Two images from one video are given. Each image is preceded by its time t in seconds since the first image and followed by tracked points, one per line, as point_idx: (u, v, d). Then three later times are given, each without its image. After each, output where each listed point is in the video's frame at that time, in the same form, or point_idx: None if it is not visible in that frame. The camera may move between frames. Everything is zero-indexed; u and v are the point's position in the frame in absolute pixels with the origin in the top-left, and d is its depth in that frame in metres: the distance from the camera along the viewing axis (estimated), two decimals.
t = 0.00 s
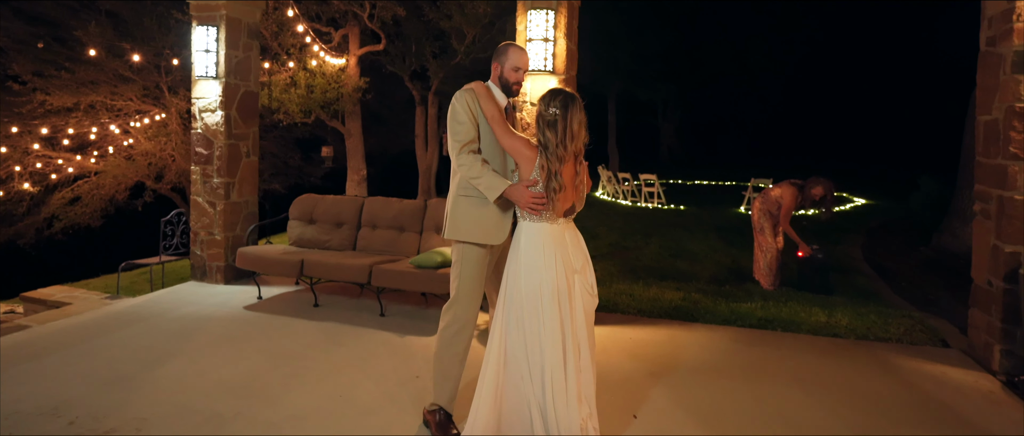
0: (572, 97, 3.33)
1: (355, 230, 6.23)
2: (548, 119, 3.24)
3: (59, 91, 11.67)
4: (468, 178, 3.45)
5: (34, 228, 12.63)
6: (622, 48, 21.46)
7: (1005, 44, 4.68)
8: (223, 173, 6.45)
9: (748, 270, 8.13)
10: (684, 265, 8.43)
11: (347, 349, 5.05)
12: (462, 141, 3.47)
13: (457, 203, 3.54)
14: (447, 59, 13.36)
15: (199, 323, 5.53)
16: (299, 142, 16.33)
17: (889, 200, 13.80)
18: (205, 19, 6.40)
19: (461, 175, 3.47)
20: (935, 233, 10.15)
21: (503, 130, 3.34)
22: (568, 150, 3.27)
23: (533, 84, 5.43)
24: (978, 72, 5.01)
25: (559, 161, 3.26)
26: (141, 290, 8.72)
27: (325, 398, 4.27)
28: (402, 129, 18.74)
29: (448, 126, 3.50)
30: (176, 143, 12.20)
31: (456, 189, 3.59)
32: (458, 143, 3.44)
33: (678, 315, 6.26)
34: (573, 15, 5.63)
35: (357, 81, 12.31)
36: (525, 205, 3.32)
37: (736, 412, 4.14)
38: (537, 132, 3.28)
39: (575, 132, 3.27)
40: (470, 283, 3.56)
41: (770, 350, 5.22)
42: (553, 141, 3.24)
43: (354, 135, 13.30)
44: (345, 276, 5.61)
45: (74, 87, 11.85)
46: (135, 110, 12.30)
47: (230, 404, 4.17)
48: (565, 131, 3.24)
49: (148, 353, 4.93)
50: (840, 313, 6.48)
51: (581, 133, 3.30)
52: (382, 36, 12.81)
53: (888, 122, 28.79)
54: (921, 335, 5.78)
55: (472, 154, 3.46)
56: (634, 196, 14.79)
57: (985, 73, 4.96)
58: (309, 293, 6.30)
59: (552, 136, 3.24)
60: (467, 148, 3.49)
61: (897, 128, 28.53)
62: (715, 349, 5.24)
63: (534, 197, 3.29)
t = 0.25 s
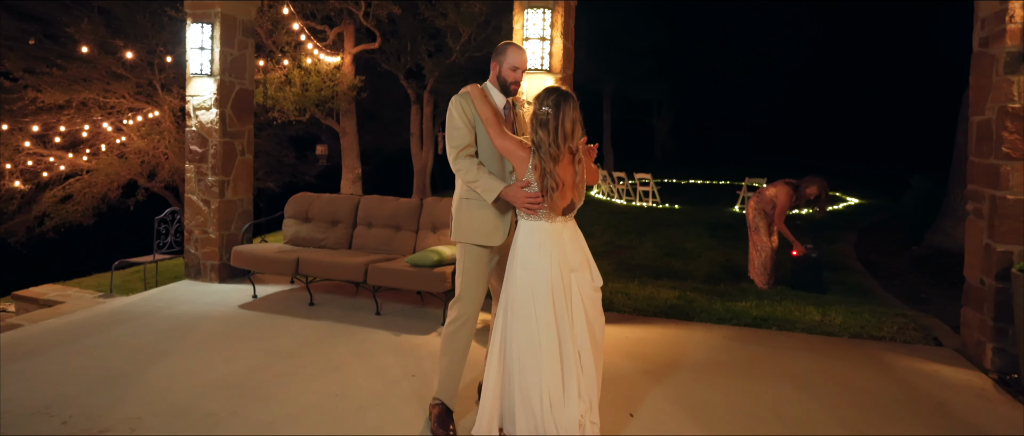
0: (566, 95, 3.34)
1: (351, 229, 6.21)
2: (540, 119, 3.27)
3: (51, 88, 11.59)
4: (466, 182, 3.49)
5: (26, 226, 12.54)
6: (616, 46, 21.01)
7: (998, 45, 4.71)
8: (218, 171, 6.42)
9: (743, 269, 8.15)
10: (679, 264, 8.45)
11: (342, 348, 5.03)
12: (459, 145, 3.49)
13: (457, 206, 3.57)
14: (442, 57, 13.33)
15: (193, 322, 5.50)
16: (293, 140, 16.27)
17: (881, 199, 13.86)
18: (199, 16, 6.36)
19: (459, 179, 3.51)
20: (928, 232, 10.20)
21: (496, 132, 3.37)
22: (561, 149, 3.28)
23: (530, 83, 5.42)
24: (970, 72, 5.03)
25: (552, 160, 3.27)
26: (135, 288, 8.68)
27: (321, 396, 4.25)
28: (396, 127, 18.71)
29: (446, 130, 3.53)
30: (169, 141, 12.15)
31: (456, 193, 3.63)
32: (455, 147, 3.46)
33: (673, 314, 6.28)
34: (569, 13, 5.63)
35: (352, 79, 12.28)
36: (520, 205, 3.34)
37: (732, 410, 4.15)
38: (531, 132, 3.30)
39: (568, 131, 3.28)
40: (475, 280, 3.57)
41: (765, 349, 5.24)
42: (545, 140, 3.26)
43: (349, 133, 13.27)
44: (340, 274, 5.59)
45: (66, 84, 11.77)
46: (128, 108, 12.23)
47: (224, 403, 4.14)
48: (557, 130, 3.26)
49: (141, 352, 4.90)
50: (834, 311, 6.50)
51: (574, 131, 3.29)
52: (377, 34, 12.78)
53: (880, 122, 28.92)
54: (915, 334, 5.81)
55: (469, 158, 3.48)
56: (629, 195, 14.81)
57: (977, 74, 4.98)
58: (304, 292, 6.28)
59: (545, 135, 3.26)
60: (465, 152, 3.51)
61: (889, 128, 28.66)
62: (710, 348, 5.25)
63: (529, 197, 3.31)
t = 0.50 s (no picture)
0: (557, 96, 3.35)
1: (347, 228, 6.20)
2: (530, 120, 3.31)
3: (44, 86, 11.50)
4: (459, 186, 3.66)
5: (18, 225, 12.47)
6: (612, 44, 21.23)
7: (992, 47, 4.72)
8: (213, 170, 6.40)
9: (738, 269, 8.18)
10: (675, 263, 8.46)
11: (338, 348, 5.02)
12: (451, 150, 3.65)
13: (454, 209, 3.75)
14: (438, 56, 13.30)
15: (188, 322, 5.48)
16: (288, 139, 16.21)
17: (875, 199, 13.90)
18: (195, 14, 6.33)
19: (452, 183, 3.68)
20: (922, 232, 10.24)
21: (486, 134, 3.44)
22: (550, 151, 3.31)
23: (527, 83, 5.43)
24: (964, 73, 5.05)
25: (539, 161, 3.30)
26: (130, 288, 8.64)
27: (318, 396, 4.24)
28: (391, 127, 18.68)
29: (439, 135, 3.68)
30: (163, 140, 12.13)
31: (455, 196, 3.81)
32: (446, 154, 3.62)
33: (669, 313, 6.29)
34: (567, 13, 5.63)
35: (348, 78, 12.24)
36: (510, 206, 3.40)
37: (727, 409, 4.17)
38: (521, 134, 3.34)
39: (557, 132, 3.30)
40: (472, 280, 3.71)
41: (761, 348, 5.25)
42: (534, 141, 3.29)
43: (344, 133, 13.23)
44: (337, 274, 5.58)
45: (59, 82, 11.67)
46: (122, 106, 12.20)
47: (220, 403, 4.13)
48: (546, 132, 3.29)
49: (137, 352, 4.88)
50: (829, 311, 6.53)
51: (563, 131, 3.31)
52: (373, 33, 12.75)
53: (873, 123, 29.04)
54: (909, 334, 5.83)
55: (461, 162, 3.63)
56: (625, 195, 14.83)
57: (971, 75, 5.00)
58: (301, 292, 6.26)
59: (533, 138, 3.29)
60: (457, 157, 3.67)
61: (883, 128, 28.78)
62: (706, 347, 5.26)
63: (516, 198, 3.37)
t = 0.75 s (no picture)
0: (550, 97, 3.34)
1: (346, 228, 6.19)
2: (521, 120, 3.29)
3: (41, 85, 11.46)
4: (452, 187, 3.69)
5: (15, 224, 12.44)
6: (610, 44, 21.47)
7: (989, 49, 4.74)
8: (211, 170, 6.39)
9: (735, 269, 8.19)
10: (673, 263, 8.47)
11: (337, 348, 5.01)
12: (444, 150, 3.67)
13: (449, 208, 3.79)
14: (437, 56, 13.28)
15: (186, 321, 5.47)
16: (286, 138, 16.19)
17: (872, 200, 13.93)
18: (194, 14, 6.32)
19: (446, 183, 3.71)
20: (919, 232, 10.26)
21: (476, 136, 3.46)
22: (540, 152, 3.29)
23: (526, 83, 5.43)
24: (962, 75, 5.06)
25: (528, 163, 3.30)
26: (128, 288, 8.62)
27: (317, 396, 4.24)
28: (389, 126, 18.66)
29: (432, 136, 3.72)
30: (160, 139, 12.16)
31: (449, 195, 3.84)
32: (439, 155, 3.66)
33: (667, 314, 6.30)
34: (566, 14, 5.64)
35: (346, 78, 12.24)
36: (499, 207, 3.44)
37: (726, 409, 4.17)
38: (512, 134, 3.33)
39: (548, 133, 3.28)
40: (468, 279, 3.76)
41: (759, 348, 5.26)
42: (523, 142, 3.29)
43: (342, 132, 13.21)
44: (335, 274, 5.57)
45: (56, 82, 11.64)
46: (120, 105, 12.23)
47: (218, 403, 4.12)
48: (537, 133, 3.27)
49: (135, 352, 4.87)
50: (827, 312, 6.54)
51: (554, 132, 3.30)
52: (371, 33, 12.74)
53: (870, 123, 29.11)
54: (906, 334, 5.85)
55: (454, 163, 3.66)
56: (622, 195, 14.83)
57: (969, 76, 5.01)
58: (299, 292, 6.26)
59: (524, 138, 3.28)
60: (450, 158, 3.70)
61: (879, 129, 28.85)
62: (705, 347, 5.27)
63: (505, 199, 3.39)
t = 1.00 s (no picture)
0: (543, 99, 3.34)
1: (346, 229, 6.19)
2: (513, 121, 3.31)
3: (39, 85, 11.42)
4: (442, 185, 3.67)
5: (13, 224, 12.42)
6: (608, 44, 21.52)
7: (989, 51, 4.75)
8: (212, 170, 6.38)
9: (735, 270, 8.20)
10: (672, 264, 8.48)
11: (337, 348, 5.01)
12: (435, 148, 3.66)
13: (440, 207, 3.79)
14: (436, 56, 13.27)
15: (186, 321, 5.46)
16: (285, 138, 16.19)
17: (871, 201, 13.95)
18: (194, 14, 6.32)
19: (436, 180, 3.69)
20: (917, 233, 10.29)
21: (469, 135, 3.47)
22: (529, 154, 3.31)
23: (527, 84, 5.44)
24: (961, 77, 5.07)
25: (517, 164, 3.31)
26: (127, 288, 8.62)
27: (317, 396, 4.24)
28: (388, 126, 18.66)
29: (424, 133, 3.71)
30: (160, 139, 12.22)
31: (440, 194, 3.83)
32: (430, 152, 3.64)
33: (667, 314, 6.31)
34: (566, 15, 5.64)
35: (346, 78, 12.24)
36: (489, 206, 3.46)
37: (725, 410, 4.17)
38: (504, 134, 3.35)
39: (539, 136, 3.29)
40: (464, 278, 3.79)
41: (759, 349, 5.27)
42: (513, 143, 3.30)
43: (342, 132, 13.20)
44: (335, 274, 5.57)
45: (55, 81, 11.61)
46: (119, 105, 12.25)
47: (219, 404, 4.12)
48: (527, 135, 3.29)
49: (136, 351, 4.86)
50: (826, 313, 6.55)
51: (545, 133, 3.30)
52: (371, 33, 12.74)
53: (868, 124, 29.14)
54: (906, 335, 5.86)
55: (445, 161, 3.65)
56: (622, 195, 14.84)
57: (968, 78, 5.02)
58: (299, 292, 6.26)
59: (513, 139, 3.30)
60: (441, 156, 3.68)
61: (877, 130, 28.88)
62: (705, 348, 5.27)
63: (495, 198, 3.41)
